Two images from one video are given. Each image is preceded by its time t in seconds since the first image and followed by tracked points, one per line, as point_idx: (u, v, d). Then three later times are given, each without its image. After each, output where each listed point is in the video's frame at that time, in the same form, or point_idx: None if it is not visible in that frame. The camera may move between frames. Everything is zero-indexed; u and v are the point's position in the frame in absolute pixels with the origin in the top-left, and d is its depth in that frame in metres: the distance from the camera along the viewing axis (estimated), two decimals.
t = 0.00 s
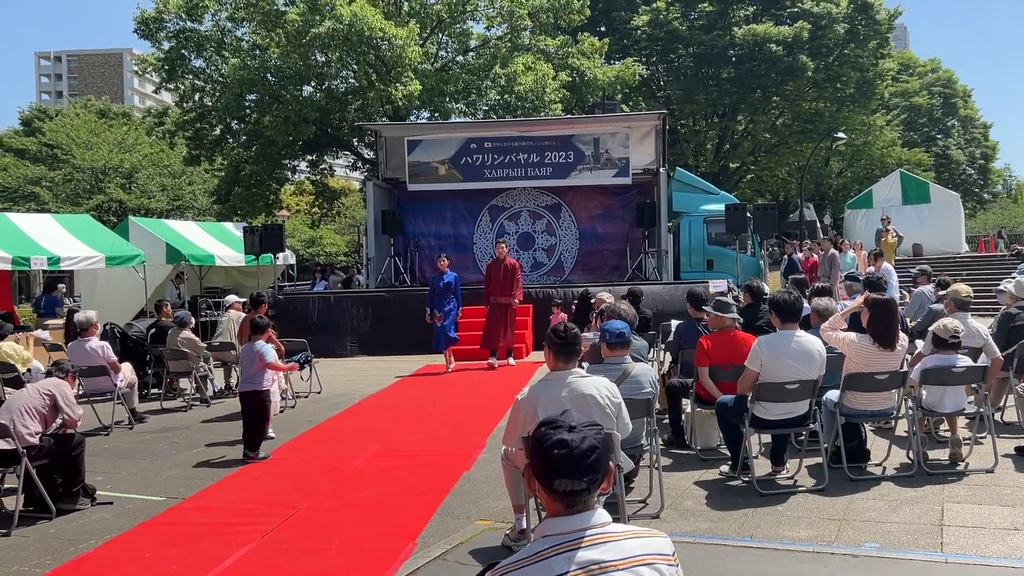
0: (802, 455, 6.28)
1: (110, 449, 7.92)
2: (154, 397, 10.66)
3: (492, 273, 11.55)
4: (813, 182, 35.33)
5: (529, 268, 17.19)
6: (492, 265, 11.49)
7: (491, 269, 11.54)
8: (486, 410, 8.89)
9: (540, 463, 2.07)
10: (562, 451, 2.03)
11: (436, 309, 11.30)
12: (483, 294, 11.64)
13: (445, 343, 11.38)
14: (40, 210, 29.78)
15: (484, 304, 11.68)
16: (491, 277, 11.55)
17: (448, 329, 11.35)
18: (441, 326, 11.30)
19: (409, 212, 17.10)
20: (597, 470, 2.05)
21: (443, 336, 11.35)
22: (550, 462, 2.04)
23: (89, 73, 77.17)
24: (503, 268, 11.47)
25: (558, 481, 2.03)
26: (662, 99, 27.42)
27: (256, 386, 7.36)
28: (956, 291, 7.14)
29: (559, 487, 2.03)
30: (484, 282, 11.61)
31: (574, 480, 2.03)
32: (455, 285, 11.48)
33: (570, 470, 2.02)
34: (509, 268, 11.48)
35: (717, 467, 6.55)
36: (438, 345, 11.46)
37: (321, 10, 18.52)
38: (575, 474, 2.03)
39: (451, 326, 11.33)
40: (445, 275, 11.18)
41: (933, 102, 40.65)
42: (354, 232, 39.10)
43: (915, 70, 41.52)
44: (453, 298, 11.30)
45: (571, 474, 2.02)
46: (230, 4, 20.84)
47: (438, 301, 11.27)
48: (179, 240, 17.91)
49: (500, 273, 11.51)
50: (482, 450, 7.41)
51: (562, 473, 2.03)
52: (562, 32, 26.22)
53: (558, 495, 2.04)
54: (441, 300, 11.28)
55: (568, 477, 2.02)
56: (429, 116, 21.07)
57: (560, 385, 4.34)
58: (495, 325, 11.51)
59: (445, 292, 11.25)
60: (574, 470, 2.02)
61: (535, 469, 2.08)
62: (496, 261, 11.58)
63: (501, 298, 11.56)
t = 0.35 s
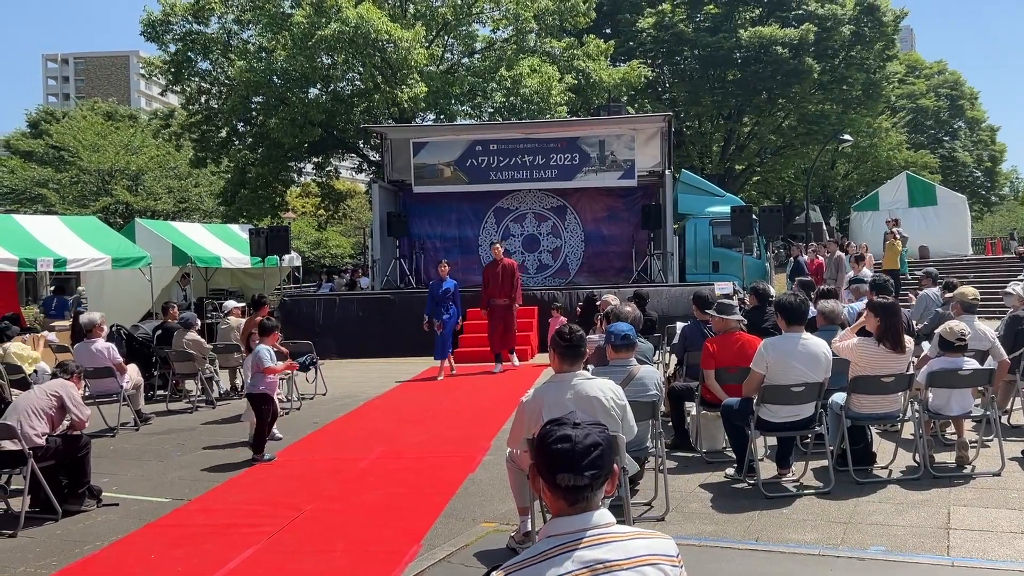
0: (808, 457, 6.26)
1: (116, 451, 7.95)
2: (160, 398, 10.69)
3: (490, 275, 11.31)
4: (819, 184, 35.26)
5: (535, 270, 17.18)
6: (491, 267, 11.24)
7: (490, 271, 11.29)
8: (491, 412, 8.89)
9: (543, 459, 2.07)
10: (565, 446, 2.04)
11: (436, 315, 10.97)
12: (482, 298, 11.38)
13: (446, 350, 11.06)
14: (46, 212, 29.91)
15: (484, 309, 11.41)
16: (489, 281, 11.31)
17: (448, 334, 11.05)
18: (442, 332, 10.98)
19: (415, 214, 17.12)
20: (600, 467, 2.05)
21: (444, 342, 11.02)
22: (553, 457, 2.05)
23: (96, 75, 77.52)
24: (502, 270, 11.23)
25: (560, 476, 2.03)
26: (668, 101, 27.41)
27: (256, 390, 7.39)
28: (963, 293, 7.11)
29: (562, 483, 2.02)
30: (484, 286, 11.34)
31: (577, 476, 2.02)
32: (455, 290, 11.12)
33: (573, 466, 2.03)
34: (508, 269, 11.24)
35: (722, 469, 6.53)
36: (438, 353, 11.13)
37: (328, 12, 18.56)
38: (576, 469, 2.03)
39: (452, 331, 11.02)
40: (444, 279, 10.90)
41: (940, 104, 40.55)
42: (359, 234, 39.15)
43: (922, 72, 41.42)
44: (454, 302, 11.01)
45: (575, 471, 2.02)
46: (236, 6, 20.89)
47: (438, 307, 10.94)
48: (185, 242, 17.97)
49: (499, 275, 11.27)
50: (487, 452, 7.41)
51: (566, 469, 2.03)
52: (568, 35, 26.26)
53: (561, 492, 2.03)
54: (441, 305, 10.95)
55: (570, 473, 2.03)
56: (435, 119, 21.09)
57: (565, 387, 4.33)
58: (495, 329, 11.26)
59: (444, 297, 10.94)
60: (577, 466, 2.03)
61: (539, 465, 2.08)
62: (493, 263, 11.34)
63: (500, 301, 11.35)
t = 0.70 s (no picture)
0: (813, 459, 6.25)
1: (122, 453, 7.97)
2: (165, 401, 10.70)
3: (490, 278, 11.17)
4: (824, 186, 35.19)
5: (539, 272, 17.18)
6: (493, 269, 11.15)
7: (491, 272, 11.19)
8: (496, 414, 8.89)
9: (547, 447, 2.18)
10: (567, 431, 2.18)
11: (435, 314, 10.82)
12: (483, 300, 11.25)
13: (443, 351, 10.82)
14: (52, 214, 30.02)
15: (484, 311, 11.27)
16: (490, 283, 11.17)
17: (446, 336, 10.83)
18: (439, 332, 10.78)
19: (420, 216, 17.14)
20: (601, 454, 2.15)
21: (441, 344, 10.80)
22: (556, 442, 2.16)
23: (101, 78, 77.76)
24: (504, 272, 11.13)
25: (563, 458, 2.12)
26: (673, 103, 27.40)
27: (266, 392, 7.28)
28: (969, 295, 7.09)
29: (565, 465, 2.11)
30: (485, 287, 11.23)
31: (578, 458, 2.12)
32: (454, 291, 10.91)
33: (574, 449, 2.13)
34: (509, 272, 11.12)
35: (727, 471, 6.53)
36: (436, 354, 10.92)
37: (333, 15, 18.60)
38: (578, 453, 2.13)
39: (450, 332, 10.81)
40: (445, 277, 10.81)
41: (945, 106, 40.48)
42: (364, 236, 39.18)
43: (928, 74, 41.36)
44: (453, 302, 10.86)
45: (577, 451, 2.13)
46: (241, 9, 20.96)
47: (436, 305, 10.83)
48: (190, 244, 18.01)
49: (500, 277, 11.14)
50: (491, 454, 7.42)
51: (568, 451, 2.13)
52: (572, 37, 26.30)
53: (564, 475, 2.12)
54: (439, 304, 10.83)
55: (573, 454, 2.12)
56: (440, 121, 21.12)
57: (570, 389, 4.33)
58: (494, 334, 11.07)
59: (443, 296, 10.82)
60: (578, 448, 2.13)
61: (543, 454, 2.19)
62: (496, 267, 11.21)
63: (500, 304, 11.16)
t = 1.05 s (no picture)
0: (817, 461, 6.24)
1: (126, 454, 7.98)
2: (170, 402, 10.72)
3: (496, 279, 11.14)
4: (829, 186, 35.13)
5: (543, 273, 17.19)
6: (497, 269, 11.12)
7: (495, 273, 11.17)
8: (500, 415, 8.89)
9: (546, 446, 2.19)
10: (565, 430, 2.19)
11: (433, 319, 10.61)
12: (487, 302, 11.18)
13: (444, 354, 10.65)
14: (58, 216, 30.13)
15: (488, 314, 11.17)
16: (495, 285, 11.14)
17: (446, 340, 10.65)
18: (439, 337, 10.56)
19: (424, 217, 17.14)
20: (599, 449, 2.17)
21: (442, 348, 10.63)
22: (554, 440, 2.17)
23: (106, 79, 78.05)
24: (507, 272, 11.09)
25: (561, 455, 2.13)
26: (677, 104, 27.37)
27: (296, 393, 7.22)
28: (973, 297, 7.06)
29: (563, 461, 2.12)
30: (488, 289, 11.18)
31: (576, 453, 2.13)
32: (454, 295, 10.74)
33: (572, 445, 2.14)
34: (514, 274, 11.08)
35: (731, 473, 6.51)
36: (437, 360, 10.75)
37: (337, 16, 18.65)
38: (575, 448, 2.14)
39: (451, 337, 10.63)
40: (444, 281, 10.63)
41: (951, 107, 40.41)
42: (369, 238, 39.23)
43: (933, 75, 41.30)
44: (453, 306, 10.69)
45: (574, 448, 2.14)
46: (246, 11, 21.03)
47: (435, 310, 10.63)
48: (195, 245, 18.04)
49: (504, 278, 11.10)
50: (495, 456, 7.41)
51: (566, 447, 2.14)
52: (576, 38, 26.32)
53: (561, 471, 2.12)
54: (439, 308, 10.63)
55: (571, 451, 2.13)
56: (444, 123, 21.15)
57: (573, 391, 4.32)
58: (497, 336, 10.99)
59: (443, 301, 10.62)
60: (577, 444, 2.15)
61: (541, 450, 2.20)
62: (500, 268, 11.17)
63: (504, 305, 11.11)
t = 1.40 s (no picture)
0: (823, 462, 6.23)
1: (131, 455, 8.01)
2: (175, 403, 10.75)
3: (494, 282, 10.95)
4: (834, 187, 35.05)
5: (548, 274, 17.18)
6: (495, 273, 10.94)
7: (493, 277, 10.99)
8: (504, 416, 8.90)
9: (546, 443, 2.18)
10: (566, 427, 2.17)
11: (436, 321, 10.59)
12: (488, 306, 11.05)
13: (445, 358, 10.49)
14: (64, 217, 30.24)
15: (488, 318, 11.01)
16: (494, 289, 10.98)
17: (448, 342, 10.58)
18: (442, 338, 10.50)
19: (429, 218, 17.15)
20: (600, 448, 2.15)
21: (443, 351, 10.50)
22: (554, 437, 2.16)
23: (112, 81, 78.32)
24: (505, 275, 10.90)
25: (560, 452, 2.12)
26: (682, 105, 27.34)
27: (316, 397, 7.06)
28: (979, 298, 7.03)
29: (561, 460, 2.10)
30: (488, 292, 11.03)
31: (576, 452, 2.11)
32: (452, 295, 10.68)
33: (572, 444, 2.13)
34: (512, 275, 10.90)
35: (736, 474, 6.51)
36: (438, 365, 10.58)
37: (342, 18, 18.70)
38: (575, 447, 2.13)
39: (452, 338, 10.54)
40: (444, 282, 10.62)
41: (957, 107, 40.29)
42: (373, 238, 39.29)
43: (939, 75, 41.20)
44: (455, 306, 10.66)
45: (574, 447, 2.12)
46: (250, 12, 21.10)
47: (437, 310, 10.60)
48: (200, 246, 18.08)
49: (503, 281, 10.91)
50: (499, 456, 7.41)
51: (566, 446, 2.12)
52: (581, 39, 26.33)
53: (559, 470, 2.11)
54: (440, 310, 10.60)
55: (569, 449, 2.11)
56: (449, 123, 21.15)
57: (578, 391, 4.31)
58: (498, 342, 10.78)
59: (443, 301, 10.60)
60: (576, 443, 2.13)
61: (542, 446, 2.19)
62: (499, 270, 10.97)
63: (504, 308, 10.93)
